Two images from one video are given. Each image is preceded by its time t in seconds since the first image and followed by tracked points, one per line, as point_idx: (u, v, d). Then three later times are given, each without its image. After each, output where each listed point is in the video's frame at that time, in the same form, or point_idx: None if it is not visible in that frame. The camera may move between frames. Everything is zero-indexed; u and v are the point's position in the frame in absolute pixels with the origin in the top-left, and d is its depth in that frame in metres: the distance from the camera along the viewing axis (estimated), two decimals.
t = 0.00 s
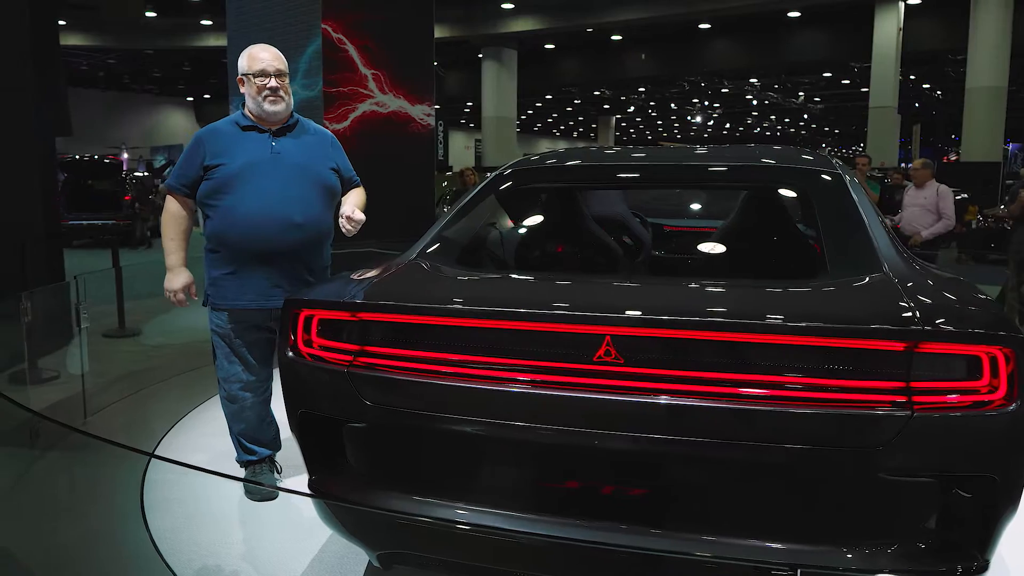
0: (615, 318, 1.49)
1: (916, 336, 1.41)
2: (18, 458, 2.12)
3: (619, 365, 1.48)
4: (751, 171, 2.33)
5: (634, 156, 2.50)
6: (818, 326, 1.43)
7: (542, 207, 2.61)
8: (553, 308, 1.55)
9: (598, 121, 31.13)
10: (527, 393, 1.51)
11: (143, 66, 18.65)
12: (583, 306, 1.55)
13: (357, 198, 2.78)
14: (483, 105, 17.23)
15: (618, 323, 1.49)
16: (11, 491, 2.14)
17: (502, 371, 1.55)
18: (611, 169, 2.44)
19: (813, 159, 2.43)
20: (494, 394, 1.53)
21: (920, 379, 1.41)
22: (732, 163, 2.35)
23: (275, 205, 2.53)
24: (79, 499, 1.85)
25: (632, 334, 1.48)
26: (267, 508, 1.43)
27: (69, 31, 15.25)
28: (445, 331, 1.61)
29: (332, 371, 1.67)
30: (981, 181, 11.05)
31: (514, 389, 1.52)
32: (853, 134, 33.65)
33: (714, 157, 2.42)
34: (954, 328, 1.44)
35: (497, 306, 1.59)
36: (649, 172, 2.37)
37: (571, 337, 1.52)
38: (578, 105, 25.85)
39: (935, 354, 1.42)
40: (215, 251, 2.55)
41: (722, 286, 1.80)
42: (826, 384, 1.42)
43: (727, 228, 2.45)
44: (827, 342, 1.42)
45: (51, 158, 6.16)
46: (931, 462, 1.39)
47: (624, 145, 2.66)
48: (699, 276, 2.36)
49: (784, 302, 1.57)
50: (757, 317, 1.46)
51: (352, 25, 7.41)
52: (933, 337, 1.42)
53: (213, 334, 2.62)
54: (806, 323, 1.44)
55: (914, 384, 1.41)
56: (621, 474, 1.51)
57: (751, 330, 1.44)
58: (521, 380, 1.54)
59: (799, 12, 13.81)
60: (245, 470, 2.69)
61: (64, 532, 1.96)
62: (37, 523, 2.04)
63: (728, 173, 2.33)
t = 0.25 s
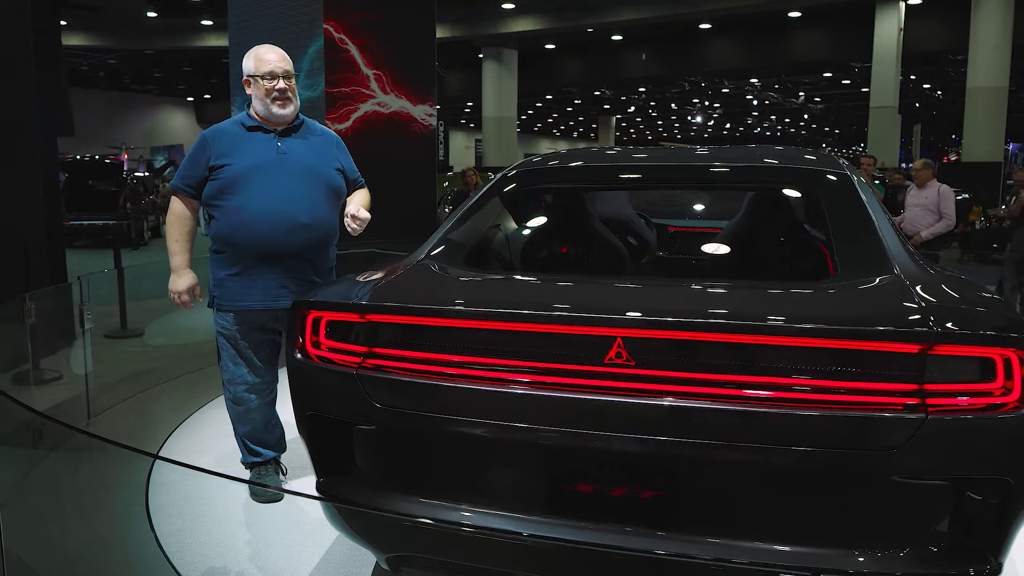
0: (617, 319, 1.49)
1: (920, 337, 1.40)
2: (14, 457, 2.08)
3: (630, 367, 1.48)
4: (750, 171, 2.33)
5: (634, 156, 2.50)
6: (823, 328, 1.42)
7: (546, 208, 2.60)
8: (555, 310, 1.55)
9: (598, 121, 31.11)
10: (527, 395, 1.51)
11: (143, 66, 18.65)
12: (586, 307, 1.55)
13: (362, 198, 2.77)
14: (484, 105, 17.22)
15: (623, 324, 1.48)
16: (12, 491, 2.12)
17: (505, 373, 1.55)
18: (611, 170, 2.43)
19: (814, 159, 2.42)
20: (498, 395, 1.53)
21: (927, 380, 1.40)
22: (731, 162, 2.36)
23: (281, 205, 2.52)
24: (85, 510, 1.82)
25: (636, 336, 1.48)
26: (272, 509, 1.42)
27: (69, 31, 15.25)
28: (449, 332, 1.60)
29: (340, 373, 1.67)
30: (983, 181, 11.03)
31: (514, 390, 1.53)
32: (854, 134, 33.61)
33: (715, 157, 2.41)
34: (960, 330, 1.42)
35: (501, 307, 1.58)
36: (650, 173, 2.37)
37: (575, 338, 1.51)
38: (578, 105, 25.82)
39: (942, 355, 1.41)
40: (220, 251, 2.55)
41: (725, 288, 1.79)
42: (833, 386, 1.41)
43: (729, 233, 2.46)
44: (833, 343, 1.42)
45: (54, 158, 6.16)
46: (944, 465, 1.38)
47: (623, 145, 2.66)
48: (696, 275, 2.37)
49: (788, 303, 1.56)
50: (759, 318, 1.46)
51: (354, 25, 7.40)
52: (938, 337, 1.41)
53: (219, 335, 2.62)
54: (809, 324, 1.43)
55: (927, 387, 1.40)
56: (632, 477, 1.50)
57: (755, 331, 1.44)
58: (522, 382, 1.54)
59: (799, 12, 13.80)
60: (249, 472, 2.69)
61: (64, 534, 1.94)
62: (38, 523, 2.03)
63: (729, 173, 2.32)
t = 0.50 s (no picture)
0: (615, 320, 1.48)
1: (919, 338, 1.39)
2: (14, 458, 2.07)
3: (642, 369, 1.46)
4: (755, 171, 2.30)
5: (636, 156, 2.47)
6: (818, 328, 1.41)
7: (550, 210, 2.57)
8: (555, 310, 1.54)
9: (598, 121, 31.11)
10: (533, 395, 1.50)
11: (143, 66, 18.64)
12: (586, 308, 1.54)
13: (367, 199, 2.76)
14: (484, 105, 17.21)
15: (624, 325, 1.47)
16: (13, 490, 2.11)
17: (507, 374, 1.55)
18: (614, 169, 2.40)
19: (818, 158, 2.40)
20: (497, 395, 1.53)
21: (932, 382, 1.39)
22: (733, 161, 2.33)
23: (287, 206, 2.51)
24: (89, 511, 1.81)
25: (633, 336, 1.47)
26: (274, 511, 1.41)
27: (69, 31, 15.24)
28: (451, 333, 1.60)
29: (348, 374, 1.65)
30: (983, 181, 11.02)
31: (518, 391, 1.52)
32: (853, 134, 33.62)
33: (717, 157, 2.38)
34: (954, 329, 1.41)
35: (501, 308, 1.58)
36: (651, 173, 2.35)
37: (578, 339, 1.50)
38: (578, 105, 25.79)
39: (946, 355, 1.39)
40: (226, 252, 2.53)
41: (727, 288, 1.78)
42: (837, 387, 1.40)
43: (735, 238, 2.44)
44: (832, 344, 1.41)
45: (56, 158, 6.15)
46: (959, 467, 1.37)
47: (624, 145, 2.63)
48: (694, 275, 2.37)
49: (785, 304, 1.56)
50: (758, 319, 1.45)
51: (356, 25, 7.39)
52: (936, 338, 1.39)
53: (223, 335, 2.60)
54: (806, 325, 1.42)
55: (944, 388, 1.38)
56: (645, 479, 1.49)
57: (756, 331, 1.43)
58: (524, 382, 1.53)
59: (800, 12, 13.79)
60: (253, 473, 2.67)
61: (70, 533, 1.92)
62: (43, 521, 2.02)
63: (731, 173, 2.30)
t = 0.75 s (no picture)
0: (614, 321, 1.49)
1: (920, 339, 1.39)
2: (20, 459, 2.05)
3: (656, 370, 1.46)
4: (760, 171, 2.26)
5: (637, 156, 2.44)
6: (815, 328, 1.42)
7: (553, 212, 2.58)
8: (555, 311, 1.55)
9: (597, 121, 31.11)
10: (537, 396, 1.51)
11: (142, 66, 18.63)
12: (585, 308, 1.55)
13: (373, 200, 2.75)
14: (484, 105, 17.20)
15: (626, 326, 1.48)
16: (19, 490, 2.10)
17: (511, 375, 1.55)
18: (617, 170, 2.36)
19: (821, 157, 2.36)
20: (501, 396, 1.53)
21: (938, 384, 1.38)
22: (735, 161, 2.30)
23: (292, 206, 2.51)
24: (93, 513, 1.80)
25: (630, 336, 1.48)
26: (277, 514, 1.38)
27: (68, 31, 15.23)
28: (457, 334, 1.60)
29: (359, 375, 1.65)
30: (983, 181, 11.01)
31: (523, 392, 1.52)
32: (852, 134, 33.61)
33: (718, 156, 2.36)
34: (947, 329, 1.41)
35: (502, 308, 1.58)
36: (653, 173, 2.32)
37: (585, 340, 1.50)
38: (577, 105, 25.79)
39: (950, 358, 1.38)
40: (232, 252, 2.53)
41: (727, 289, 1.77)
42: (842, 388, 1.40)
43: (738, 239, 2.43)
44: (832, 344, 1.41)
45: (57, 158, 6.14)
46: (975, 469, 1.36)
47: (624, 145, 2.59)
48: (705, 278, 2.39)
49: (787, 304, 1.56)
50: (758, 320, 1.45)
51: (357, 25, 7.37)
52: (937, 340, 1.38)
53: (229, 337, 2.60)
54: (805, 325, 1.43)
55: (959, 390, 1.38)
56: (658, 481, 1.48)
57: (755, 332, 1.43)
58: (529, 383, 1.53)
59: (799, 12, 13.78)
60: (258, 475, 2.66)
61: (74, 532, 1.91)
62: (50, 522, 2.01)
63: (733, 173, 2.27)
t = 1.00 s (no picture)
0: (614, 321, 1.49)
1: (921, 340, 1.38)
2: (27, 459, 2.00)
3: (667, 372, 1.45)
4: (761, 170, 2.27)
5: (637, 156, 2.43)
6: (813, 328, 1.41)
7: (556, 211, 2.55)
8: (554, 311, 1.55)
9: (595, 121, 31.10)
10: (541, 396, 1.50)
11: (140, 66, 18.61)
12: (584, 308, 1.55)
13: (378, 200, 2.74)
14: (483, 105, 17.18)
15: (628, 326, 1.48)
16: (24, 489, 2.06)
17: (513, 375, 1.54)
18: (618, 170, 2.37)
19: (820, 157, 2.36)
20: (503, 396, 1.53)
21: (942, 384, 1.37)
22: (736, 160, 2.30)
23: (297, 206, 2.50)
24: (96, 513, 1.79)
25: (629, 336, 1.48)
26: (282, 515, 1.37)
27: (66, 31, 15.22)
28: (460, 334, 1.59)
29: (368, 376, 1.64)
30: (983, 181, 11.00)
31: (527, 392, 1.52)
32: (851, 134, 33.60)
33: (717, 157, 2.36)
34: (945, 329, 1.40)
35: (503, 309, 1.58)
36: (655, 173, 2.32)
37: (590, 340, 1.50)
38: (575, 105, 25.78)
39: (955, 359, 1.37)
40: (236, 252, 2.52)
41: (729, 289, 1.76)
42: (847, 389, 1.39)
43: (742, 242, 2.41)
44: (833, 344, 1.40)
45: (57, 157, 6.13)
46: (988, 470, 1.35)
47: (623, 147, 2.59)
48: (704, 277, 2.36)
49: (788, 304, 1.56)
50: (758, 320, 1.45)
51: (357, 24, 7.34)
52: (940, 340, 1.38)
53: (233, 337, 2.59)
54: (806, 325, 1.42)
55: (973, 391, 1.37)
56: (670, 482, 1.47)
57: (759, 332, 1.42)
58: (532, 383, 1.53)
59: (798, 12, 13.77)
60: (262, 476, 2.64)
61: (79, 529, 1.89)
62: (56, 521, 1.98)
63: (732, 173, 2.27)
